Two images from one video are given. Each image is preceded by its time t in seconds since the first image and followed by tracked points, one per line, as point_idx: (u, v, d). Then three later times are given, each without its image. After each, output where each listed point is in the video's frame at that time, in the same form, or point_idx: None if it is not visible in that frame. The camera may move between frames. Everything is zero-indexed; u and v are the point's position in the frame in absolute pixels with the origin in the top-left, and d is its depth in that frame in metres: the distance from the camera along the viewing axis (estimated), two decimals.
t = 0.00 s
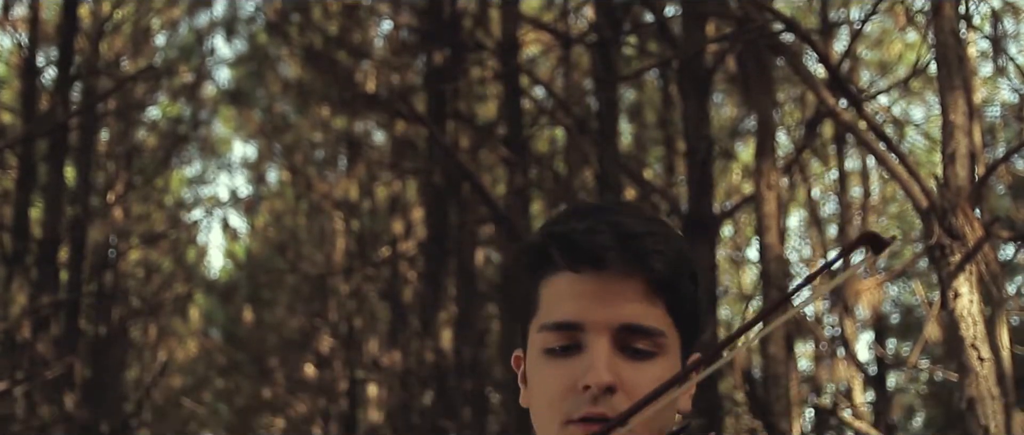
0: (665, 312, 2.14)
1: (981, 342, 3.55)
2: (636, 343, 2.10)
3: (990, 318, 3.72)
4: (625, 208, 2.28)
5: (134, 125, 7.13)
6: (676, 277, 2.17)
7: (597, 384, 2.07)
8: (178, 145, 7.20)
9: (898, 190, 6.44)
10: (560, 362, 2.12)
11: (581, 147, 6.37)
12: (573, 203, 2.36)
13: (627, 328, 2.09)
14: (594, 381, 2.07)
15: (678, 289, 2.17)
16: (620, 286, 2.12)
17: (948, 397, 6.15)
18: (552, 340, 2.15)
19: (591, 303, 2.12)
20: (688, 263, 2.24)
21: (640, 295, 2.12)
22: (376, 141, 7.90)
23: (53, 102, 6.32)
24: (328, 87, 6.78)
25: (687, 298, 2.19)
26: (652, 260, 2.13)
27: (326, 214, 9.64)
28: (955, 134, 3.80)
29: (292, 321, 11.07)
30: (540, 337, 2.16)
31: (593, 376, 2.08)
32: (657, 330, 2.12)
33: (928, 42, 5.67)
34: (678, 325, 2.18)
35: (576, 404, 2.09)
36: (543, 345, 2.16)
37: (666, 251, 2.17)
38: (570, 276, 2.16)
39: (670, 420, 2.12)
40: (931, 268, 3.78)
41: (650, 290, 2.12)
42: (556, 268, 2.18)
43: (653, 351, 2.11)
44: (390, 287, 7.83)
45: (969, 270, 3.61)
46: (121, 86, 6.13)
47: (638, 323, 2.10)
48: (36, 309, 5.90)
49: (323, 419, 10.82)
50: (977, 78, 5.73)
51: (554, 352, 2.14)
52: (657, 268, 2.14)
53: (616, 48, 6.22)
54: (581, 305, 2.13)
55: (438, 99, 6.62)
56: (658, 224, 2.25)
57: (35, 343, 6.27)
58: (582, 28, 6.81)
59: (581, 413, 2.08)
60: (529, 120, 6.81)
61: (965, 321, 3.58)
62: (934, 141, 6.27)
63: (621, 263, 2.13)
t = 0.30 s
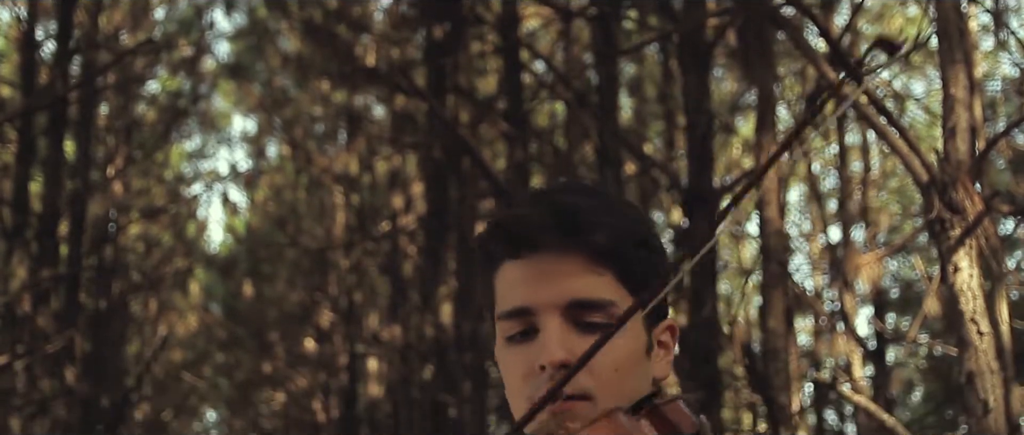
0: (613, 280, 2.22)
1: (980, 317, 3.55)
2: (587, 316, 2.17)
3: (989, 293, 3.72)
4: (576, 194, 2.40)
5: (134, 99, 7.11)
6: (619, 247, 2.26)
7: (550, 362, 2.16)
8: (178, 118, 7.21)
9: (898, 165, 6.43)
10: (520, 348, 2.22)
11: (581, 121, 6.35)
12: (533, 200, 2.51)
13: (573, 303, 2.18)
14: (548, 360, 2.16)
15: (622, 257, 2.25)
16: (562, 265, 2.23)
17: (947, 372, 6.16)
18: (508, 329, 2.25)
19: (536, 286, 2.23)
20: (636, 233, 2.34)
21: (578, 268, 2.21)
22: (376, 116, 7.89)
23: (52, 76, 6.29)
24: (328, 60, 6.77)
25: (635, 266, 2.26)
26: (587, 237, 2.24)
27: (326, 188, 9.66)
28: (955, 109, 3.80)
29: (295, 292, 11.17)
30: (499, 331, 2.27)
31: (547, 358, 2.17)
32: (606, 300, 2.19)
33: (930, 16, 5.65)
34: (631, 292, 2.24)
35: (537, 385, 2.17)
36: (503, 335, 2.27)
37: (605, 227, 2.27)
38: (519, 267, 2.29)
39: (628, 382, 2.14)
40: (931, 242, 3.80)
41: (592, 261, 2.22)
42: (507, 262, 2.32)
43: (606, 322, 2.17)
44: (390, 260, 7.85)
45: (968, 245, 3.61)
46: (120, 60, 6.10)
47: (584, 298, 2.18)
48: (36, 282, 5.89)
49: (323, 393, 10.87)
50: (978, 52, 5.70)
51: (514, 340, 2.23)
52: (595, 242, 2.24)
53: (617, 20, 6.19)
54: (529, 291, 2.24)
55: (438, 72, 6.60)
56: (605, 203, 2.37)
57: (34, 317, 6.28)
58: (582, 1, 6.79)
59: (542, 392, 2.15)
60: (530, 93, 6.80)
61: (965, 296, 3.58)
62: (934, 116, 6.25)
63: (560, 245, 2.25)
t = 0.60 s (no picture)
0: (617, 251, 2.39)
1: (980, 293, 3.49)
2: (592, 289, 2.34)
3: (988, 269, 3.70)
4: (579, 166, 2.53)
5: (133, 76, 7.10)
6: (623, 219, 2.40)
7: (556, 335, 2.34)
8: (178, 95, 7.21)
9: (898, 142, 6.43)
10: (527, 319, 2.38)
11: (581, 97, 6.35)
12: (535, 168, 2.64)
13: (578, 275, 2.35)
14: (553, 333, 2.34)
15: (626, 228, 2.40)
16: (568, 238, 2.38)
17: (946, 348, 6.17)
18: (514, 299, 2.40)
19: (542, 259, 2.38)
20: (636, 203, 2.48)
21: (583, 240, 2.37)
22: (376, 93, 7.88)
23: (50, 52, 6.27)
24: (327, 36, 6.76)
25: (638, 235, 2.42)
26: (591, 208, 2.39)
27: (326, 165, 9.66)
28: (955, 85, 3.75)
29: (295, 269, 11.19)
30: (504, 299, 2.42)
31: (554, 331, 2.34)
32: (610, 272, 2.37)
33: None
34: (634, 260, 2.41)
35: (544, 354, 2.35)
36: (509, 305, 2.41)
37: (608, 200, 2.41)
38: (523, 238, 2.42)
39: (636, 357, 2.36)
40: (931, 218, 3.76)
41: (597, 233, 2.38)
42: (511, 232, 2.45)
43: (611, 295, 2.35)
44: (390, 236, 7.86)
45: (969, 221, 3.55)
46: (119, 36, 6.09)
47: (591, 270, 2.36)
48: (36, 259, 5.89)
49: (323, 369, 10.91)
50: (979, 29, 5.68)
51: (519, 311, 2.39)
52: (601, 215, 2.39)
53: None
54: (536, 262, 2.38)
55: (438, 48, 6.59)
56: (605, 175, 2.50)
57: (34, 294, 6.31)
58: None
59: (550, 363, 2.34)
60: (529, 69, 6.79)
61: (965, 272, 3.52)
62: (935, 93, 6.23)
63: (563, 215, 2.40)
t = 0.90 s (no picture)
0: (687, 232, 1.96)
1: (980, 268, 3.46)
2: (657, 262, 1.91)
3: (987, 244, 3.68)
4: (651, 126, 2.15)
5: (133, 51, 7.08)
6: (702, 195, 2.01)
7: (613, 301, 1.88)
8: (177, 69, 7.20)
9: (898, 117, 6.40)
10: (578, 277, 1.95)
11: (581, 71, 6.34)
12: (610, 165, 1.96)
13: (646, 245, 1.91)
14: (611, 297, 1.89)
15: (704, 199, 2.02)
16: (644, 204, 1.94)
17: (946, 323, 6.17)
18: (570, 253, 1.98)
19: (610, 219, 1.95)
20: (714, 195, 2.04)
21: (660, 210, 1.94)
22: (376, 67, 7.87)
23: (49, 27, 6.26)
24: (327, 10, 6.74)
25: (714, 219, 2.03)
26: (675, 177, 1.98)
27: (326, 139, 9.66)
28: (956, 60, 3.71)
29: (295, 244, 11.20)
30: (556, 249, 2.00)
31: (606, 295, 1.89)
32: (678, 250, 1.94)
33: None
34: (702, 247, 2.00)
35: (591, 320, 1.91)
36: (561, 258, 1.99)
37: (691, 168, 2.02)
38: (596, 195, 1.98)
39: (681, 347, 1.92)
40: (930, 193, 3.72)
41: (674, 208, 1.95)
42: (579, 182, 2.02)
43: (674, 272, 1.93)
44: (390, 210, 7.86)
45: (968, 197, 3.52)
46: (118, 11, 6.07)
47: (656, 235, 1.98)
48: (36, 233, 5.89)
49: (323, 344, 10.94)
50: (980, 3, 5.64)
51: (573, 267, 1.97)
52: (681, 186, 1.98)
53: None
54: (599, 218, 1.96)
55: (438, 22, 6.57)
56: (686, 144, 2.10)
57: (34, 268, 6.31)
58: None
59: (597, 331, 1.90)
60: (530, 44, 6.78)
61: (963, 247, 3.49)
62: (936, 68, 6.21)
63: (647, 178, 1.96)
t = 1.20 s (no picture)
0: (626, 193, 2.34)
1: (980, 244, 3.45)
2: (597, 228, 2.30)
3: (988, 220, 3.63)
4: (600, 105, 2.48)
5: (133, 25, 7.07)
6: (635, 161, 2.37)
7: (561, 275, 2.29)
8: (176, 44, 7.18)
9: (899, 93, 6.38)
10: (533, 259, 2.35)
11: (581, 46, 6.32)
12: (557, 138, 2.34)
13: (587, 216, 2.30)
14: (560, 272, 2.29)
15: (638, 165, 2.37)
16: (580, 176, 2.34)
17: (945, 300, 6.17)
18: (523, 238, 2.36)
19: (555, 197, 2.33)
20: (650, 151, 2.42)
21: (595, 177, 2.33)
22: (376, 43, 7.85)
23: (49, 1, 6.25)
24: None
25: (652, 179, 2.37)
26: (609, 149, 2.35)
27: (326, 116, 9.65)
28: (959, 34, 3.67)
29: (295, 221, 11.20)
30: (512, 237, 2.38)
31: (560, 269, 2.30)
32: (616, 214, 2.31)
33: None
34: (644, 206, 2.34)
35: (546, 293, 2.32)
36: (517, 243, 2.37)
37: (624, 138, 2.37)
38: (538, 176, 2.37)
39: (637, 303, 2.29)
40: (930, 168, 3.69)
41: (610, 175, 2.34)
42: (526, 173, 2.40)
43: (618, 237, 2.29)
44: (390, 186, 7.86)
45: (969, 173, 3.49)
46: None
47: (595, 211, 2.30)
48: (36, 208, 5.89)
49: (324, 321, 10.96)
50: None
51: (526, 250, 2.35)
52: (614, 153, 2.35)
53: None
54: (547, 200, 2.33)
55: None
56: (625, 116, 2.44)
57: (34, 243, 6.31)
58: None
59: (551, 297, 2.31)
60: (530, 19, 6.76)
61: (965, 223, 3.47)
62: (937, 44, 6.19)
63: (578, 154, 2.35)
